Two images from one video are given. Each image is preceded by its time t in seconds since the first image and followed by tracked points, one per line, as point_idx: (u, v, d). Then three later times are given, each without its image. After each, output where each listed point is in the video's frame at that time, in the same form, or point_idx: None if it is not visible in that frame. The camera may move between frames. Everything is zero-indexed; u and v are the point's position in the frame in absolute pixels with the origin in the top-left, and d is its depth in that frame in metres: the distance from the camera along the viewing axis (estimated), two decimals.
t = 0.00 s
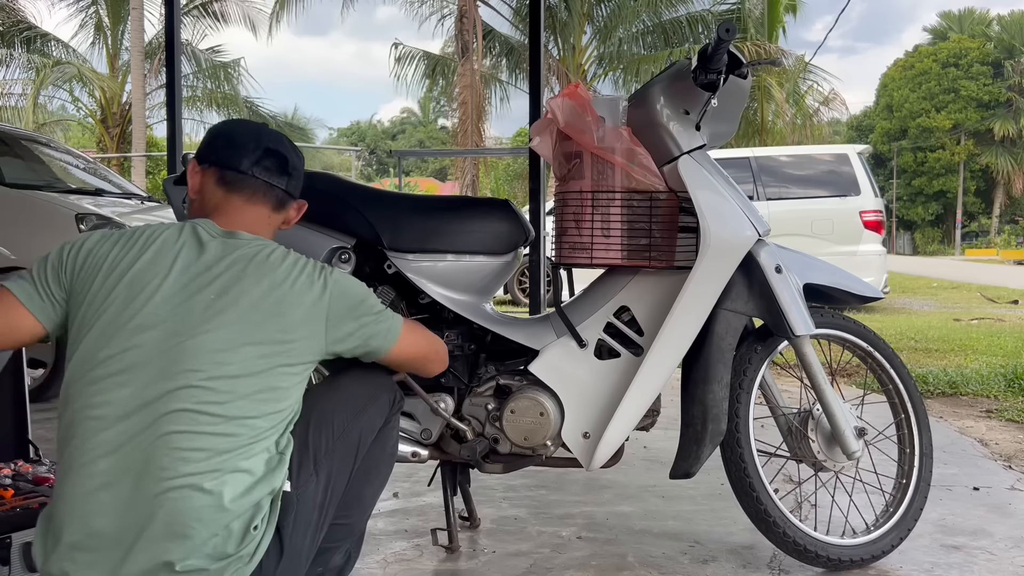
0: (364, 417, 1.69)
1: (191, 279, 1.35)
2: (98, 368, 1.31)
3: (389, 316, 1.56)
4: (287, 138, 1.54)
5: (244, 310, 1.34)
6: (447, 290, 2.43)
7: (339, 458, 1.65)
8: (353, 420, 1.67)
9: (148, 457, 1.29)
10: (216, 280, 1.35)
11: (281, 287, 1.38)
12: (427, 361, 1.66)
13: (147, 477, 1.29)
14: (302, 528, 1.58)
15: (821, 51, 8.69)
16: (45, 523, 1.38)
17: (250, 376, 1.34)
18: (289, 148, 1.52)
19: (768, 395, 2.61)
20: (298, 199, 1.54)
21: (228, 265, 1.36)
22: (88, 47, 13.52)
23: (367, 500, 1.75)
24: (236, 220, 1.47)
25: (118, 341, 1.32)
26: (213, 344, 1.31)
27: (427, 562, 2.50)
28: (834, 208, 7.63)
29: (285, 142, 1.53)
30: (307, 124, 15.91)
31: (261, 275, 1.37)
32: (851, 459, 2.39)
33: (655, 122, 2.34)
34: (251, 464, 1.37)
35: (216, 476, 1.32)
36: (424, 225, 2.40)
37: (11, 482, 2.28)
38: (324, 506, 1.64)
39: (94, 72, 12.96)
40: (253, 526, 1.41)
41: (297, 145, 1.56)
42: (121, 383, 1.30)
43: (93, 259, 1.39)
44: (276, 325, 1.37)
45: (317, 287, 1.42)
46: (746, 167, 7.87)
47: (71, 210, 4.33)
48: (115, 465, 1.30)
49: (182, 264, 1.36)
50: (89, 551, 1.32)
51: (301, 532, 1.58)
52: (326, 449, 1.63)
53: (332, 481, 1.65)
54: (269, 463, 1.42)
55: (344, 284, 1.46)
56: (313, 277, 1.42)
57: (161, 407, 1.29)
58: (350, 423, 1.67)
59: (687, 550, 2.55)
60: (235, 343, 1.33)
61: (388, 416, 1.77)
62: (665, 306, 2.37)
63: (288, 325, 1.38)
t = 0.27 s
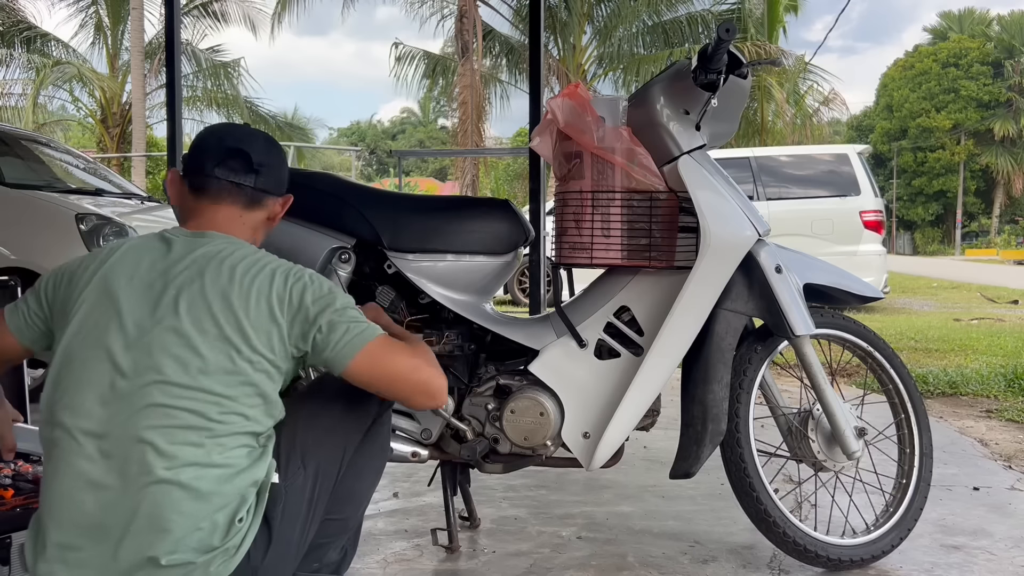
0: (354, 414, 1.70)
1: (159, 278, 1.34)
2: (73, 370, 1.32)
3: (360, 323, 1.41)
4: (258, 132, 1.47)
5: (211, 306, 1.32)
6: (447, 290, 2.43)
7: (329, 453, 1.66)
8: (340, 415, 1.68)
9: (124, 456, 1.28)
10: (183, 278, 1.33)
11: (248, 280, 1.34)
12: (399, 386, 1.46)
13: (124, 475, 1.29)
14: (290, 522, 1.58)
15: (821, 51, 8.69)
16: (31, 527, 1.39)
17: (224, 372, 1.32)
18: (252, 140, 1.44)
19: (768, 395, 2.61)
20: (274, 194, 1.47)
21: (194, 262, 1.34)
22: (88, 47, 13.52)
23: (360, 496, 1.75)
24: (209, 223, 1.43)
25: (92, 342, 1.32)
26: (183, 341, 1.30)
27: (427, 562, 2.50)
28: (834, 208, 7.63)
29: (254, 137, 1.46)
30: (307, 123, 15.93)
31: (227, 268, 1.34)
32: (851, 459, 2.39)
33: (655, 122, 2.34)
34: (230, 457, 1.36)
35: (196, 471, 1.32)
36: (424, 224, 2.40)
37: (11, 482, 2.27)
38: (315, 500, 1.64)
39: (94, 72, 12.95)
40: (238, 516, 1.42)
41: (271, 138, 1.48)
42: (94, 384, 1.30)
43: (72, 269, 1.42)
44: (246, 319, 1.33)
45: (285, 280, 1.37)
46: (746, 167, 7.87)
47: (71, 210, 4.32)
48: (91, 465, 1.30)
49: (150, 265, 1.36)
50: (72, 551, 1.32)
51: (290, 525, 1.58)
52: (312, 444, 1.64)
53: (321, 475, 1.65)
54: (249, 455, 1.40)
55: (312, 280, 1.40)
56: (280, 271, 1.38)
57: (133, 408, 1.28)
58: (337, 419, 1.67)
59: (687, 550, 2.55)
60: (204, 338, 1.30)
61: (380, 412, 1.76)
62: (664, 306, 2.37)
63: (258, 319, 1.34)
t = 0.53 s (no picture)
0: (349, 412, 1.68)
1: (150, 274, 1.36)
2: (71, 364, 1.35)
3: (338, 334, 1.35)
4: (246, 134, 1.51)
5: (196, 300, 1.32)
6: (447, 290, 2.43)
7: (325, 453, 1.65)
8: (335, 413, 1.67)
9: (111, 447, 1.30)
10: (171, 272, 1.34)
11: (232, 276, 1.33)
12: (358, 406, 1.36)
13: (110, 466, 1.30)
14: (283, 520, 1.58)
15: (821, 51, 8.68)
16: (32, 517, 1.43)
17: (207, 365, 1.31)
18: (235, 141, 1.48)
19: (769, 395, 2.61)
20: (256, 188, 1.47)
21: (182, 257, 1.36)
22: (88, 47, 13.51)
23: (359, 494, 1.73)
24: (201, 224, 1.48)
25: (88, 336, 1.35)
26: (168, 334, 1.31)
27: (427, 562, 2.50)
28: (834, 208, 7.63)
29: (241, 139, 1.50)
30: (307, 123, 15.93)
31: (212, 264, 1.34)
32: (851, 459, 2.39)
33: (654, 122, 2.34)
34: (216, 451, 1.35)
35: (179, 464, 1.31)
36: (423, 225, 2.41)
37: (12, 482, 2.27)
38: (311, 499, 1.64)
39: (94, 72, 12.94)
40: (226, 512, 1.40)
41: (258, 136, 1.50)
42: (88, 376, 1.33)
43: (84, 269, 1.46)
44: (229, 313, 1.32)
45: (271, 275, 1.35)
46: (746, 167, 7.87)
47: (71, 210, 4.32)
48: (82, 455, 1.32)
49: (145, 261, 1.38)
50: (64, 541, 1.34)
51: (282, 524, 1.58)
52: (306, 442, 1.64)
53: (317, 475, 1.64)
54: (237, 449, 1.39)
55: (299, 277, 1.37)
56: (267, 266, 1.36)
57: (120, 399, 1.30)
58: (331, 417, 1.67)
59: (687, 550, 2.55)
60: (188, 332, 1.31)
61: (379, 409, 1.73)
62: (664, 305, 2.37)
63: (241, 314, 1.32)
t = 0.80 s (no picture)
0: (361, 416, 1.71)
1: (185, 276, 1.36)
2: (102, 361, 1.36)
3: (370, 363, 1.37)
4: (285, 139, 1.52)
5: (231, 306, 1.32)
6: (447, 290, 2.43)
7: (337, 457, 1.66)
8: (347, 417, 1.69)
9: (139, 447, 1.30)
10: (207, 276, 1.35)
11: (269, 284, 1.33)
12: (374, 438, 1.40)
13: (136, 467, 1.30)
14: (300, 525, 1.58)
15: (821, 51, 8.69)
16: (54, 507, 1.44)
17: (238, 373, 1.31)
18: (274, 146, 1.50)
19: (769, 395, 2.61)
20: (294, 195, 1.49)
21: (219, 261, 1.36)
22: (88, 47, 13.52)
23: (364, 495, 1.76)
24: (238, 228, 1.50)
25: (121, 333, 1.36)
26: (202, 339, 1.31)
27: (427, 562, 2.50)
28: (834, 208, 7.63)
29: (281, 144, 1.51)
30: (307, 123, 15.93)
31: (249, 270, 1.34)
32: (851, 459, 2.39)
33: (654, 122, 2.34)
34: (242, 459, 1.35)
35: (204, 471, 1.31)
36: (426, 225, 2.41)
37: (11, 482, 2.26)
38: (324, 503, 1.65)
39: (94, 72, 12.94)
40: (245, 520, 1.40)
41: (298, 141, 1.52)
42: (119, 374, 1.33)
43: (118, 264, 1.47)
44: (263, 321, 1.32)
45: (308, 286, 1.35)
46: (746, 167, 7.88)
47: (71, 209, 4.31)
48: (109, 453, 1.32)
49: (182, 262, 1.39)
50: (85, 539, 1.34)
51: (299, 528, 1.58)
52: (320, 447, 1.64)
53: (329, 480, 1.65)
54: (261, 458, 1.39)
55: (336, 291, 1.37)
56: (306, 275, 1.36)
57: (151, 401, 1.31)
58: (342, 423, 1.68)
59: (687, 550, 2.55)
60: (221, 338, 1.31)
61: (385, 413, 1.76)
62: (665, 306, 2.37)
63: (275, 324, 1.32)
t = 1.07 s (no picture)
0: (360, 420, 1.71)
1: (206, 278, 1.37)
2: (124, 356, 1.38)
3: (383, 388, 1.40)
4: (326, 142, 1.52)
5: (247, 312, 1.33)
6: (447, 289, 2.43)
7: (335, 460, 1.66)
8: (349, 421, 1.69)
9: (149, 446, 1.33)
10: (227, 280, 1.35)
11: (287, 293, 1.33)
12: (377, 456, 1.45)
13: (144, 466, 1.33)
14: (299, 529, 1.59)
15: (821, 51, 8.70)
16: (68, 488, 1.47)
17: (250, 380, 1.32)
18: (315, 150, 1.49)
19: (768, 395, 2.61)
20: (333, 202, 1.49)
21: (241, 265, 1.36)
22: (88, 47, 13.52)
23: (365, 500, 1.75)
24: (275, 230, 1.51)
25: (141, 330, 1.38)
26: (216, 344, 1.32)
27: (427, 562, 2.50)
28: (834, 208, 7.63)
29: (321, 148, 1.51)
30: (307, 123, 15.92)
31: (268, 277, 1.34)
32: (851, 459, 2.39)
33: (655, 122, 2.34)
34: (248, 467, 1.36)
35: (209, 476, 1.33)
36: (427, 225, 2.42)
37: (12, 482, 2.25)
38: (323, 505, 1.65)
39: (94, 72, 12.95)
40: (246, 526, 1.42)
41: (338, 146, 1.51)
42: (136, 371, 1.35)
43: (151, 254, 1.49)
44: (278, 331, 1.32)
45: (328, 298, 1.34)
46: (746, 167, 7.88)
47: (71, 209, 4.31)
48: (120, 449, 1.35)
49: (207, 262, 1.39)
50: (91, 528, 1.37)
51: (298, 531, 1.58)
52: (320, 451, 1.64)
53: (328, 483, 1.66)
54: (267, 465, 1.40)
55: (358, 304, 1.36)
56: (328, 284, 1.35)
57: (163, 402, 1.33)
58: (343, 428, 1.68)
59: (687, 550, 2.55)
60: (235, 345, 1.32)
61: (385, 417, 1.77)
62: (665, 306, 2.37)
63: (290, 335, 1.32)
